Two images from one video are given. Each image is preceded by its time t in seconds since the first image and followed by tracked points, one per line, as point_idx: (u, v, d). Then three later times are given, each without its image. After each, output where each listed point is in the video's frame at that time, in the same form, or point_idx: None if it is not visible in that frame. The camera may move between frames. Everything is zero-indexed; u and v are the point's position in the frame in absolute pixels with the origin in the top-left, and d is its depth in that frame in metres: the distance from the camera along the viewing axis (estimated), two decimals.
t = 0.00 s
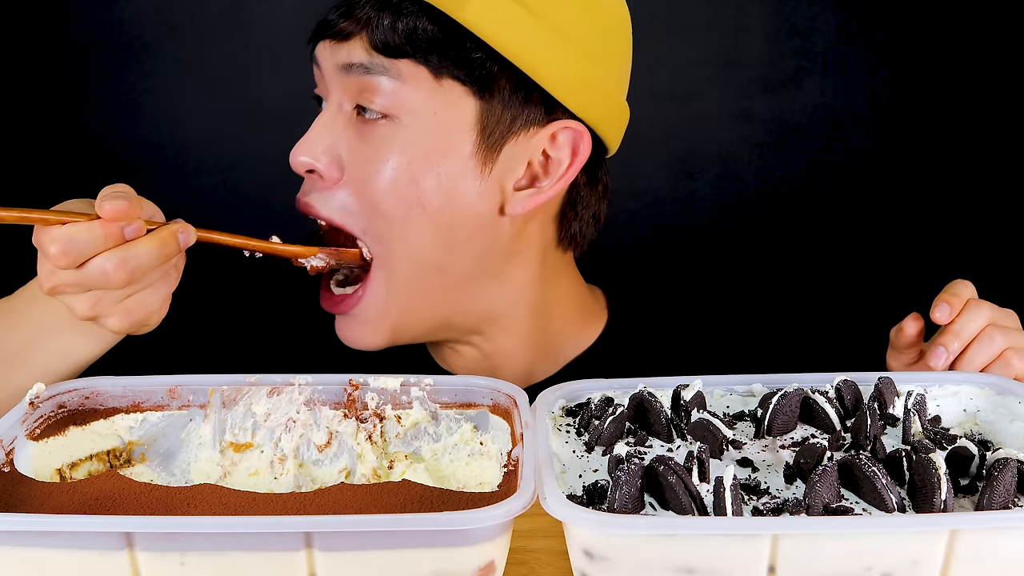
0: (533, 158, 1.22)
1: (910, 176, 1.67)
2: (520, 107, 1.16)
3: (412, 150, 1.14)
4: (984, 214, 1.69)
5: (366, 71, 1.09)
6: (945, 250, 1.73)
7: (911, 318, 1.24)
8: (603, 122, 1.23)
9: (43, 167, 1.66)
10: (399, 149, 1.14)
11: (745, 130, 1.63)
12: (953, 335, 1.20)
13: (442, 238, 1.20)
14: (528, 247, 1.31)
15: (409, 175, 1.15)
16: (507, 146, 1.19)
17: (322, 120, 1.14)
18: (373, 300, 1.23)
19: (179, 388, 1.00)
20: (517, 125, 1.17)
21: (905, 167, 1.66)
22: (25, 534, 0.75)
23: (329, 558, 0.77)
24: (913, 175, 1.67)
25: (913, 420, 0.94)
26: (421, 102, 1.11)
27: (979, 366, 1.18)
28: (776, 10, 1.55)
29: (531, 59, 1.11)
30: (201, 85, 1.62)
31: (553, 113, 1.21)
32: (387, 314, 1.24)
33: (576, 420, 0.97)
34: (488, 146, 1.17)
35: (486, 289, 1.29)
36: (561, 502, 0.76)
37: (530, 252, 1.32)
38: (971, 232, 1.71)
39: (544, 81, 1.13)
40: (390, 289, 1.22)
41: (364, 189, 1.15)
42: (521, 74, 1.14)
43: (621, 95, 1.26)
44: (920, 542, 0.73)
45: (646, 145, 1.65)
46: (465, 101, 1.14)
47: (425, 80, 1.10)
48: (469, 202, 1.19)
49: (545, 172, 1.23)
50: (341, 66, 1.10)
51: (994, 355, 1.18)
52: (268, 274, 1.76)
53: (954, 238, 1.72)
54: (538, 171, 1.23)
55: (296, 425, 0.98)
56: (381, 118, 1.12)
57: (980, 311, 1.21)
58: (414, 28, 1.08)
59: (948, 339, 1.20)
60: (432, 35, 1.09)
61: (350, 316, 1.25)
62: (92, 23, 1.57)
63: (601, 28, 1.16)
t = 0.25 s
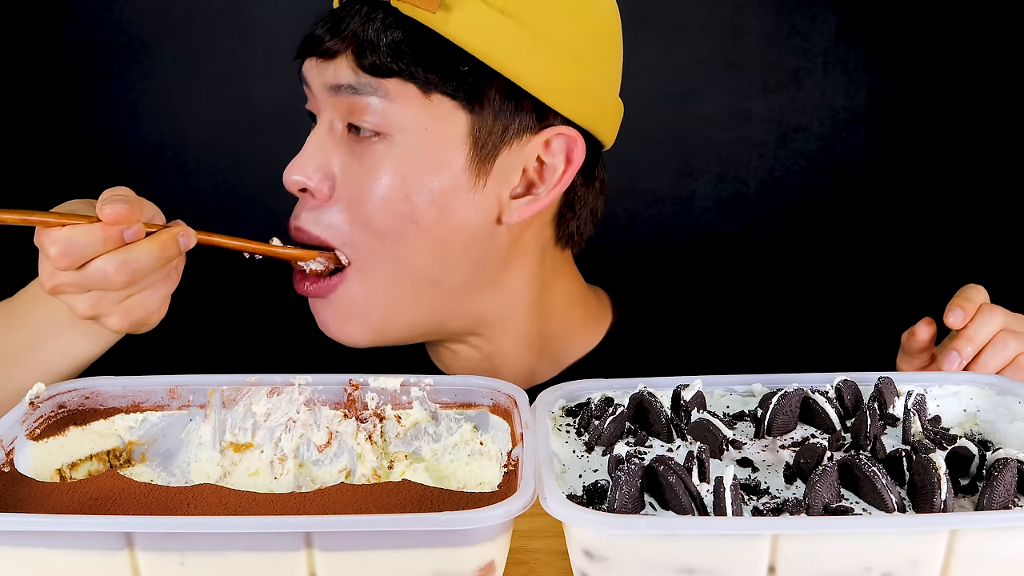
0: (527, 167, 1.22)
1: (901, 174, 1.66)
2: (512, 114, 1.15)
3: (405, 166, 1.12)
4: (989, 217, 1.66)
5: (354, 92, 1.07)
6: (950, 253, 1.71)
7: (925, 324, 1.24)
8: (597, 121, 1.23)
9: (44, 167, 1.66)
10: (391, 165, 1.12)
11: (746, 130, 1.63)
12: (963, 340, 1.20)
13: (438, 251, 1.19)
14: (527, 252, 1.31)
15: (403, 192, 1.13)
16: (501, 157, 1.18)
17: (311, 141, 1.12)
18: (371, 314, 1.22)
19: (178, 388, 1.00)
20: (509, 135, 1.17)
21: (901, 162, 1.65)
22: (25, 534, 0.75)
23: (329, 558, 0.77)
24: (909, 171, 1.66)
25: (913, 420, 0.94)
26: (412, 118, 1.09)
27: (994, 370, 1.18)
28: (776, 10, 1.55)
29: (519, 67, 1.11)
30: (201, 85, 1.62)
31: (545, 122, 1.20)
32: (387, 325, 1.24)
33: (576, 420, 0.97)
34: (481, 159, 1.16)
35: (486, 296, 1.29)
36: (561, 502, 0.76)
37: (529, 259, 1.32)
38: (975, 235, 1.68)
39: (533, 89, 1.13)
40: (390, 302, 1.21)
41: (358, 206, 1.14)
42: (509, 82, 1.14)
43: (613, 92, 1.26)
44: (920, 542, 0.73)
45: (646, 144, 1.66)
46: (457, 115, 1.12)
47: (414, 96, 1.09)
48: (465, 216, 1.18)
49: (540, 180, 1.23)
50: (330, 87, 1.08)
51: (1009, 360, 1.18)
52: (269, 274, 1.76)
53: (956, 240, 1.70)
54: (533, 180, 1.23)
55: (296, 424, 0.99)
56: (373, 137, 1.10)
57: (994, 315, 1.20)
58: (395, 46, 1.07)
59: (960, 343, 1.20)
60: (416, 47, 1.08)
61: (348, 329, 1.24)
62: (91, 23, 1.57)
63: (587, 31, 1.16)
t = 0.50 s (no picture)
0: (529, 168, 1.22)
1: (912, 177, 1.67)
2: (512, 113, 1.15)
3: (408, 176, 1.11)
4: (989, 216, 1.66)
5: (353, 107, 1.06)
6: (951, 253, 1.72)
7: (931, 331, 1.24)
8: (597, 115, 1.24)
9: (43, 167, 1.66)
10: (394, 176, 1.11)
11: (746, 130, 1.63)
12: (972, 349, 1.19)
13: (445, 254, 1.20)
14: (532, 249, 1.31)
15: (407, 200, 1.13)
16: (502, 161, 1.17)
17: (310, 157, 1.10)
18: (381, 318, 1.24)
19: (178, 388, 1.00)
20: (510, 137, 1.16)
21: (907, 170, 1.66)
22: (25, 534, 0.75)
23: (329, 558, 0.77)
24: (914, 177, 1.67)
25: (913, 420, 0.94)
26: (414, 127, 1.09)
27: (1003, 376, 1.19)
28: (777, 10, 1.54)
29: (518, 69, 1.11)
30: (201, 85, 1.61)
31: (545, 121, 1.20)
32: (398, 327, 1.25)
33: (576, 420, 0.97)
34: (484, 163, 1.16)
35: (493, 294, 1.31)
36: (561, 502, 0.76)
37: (535, 254, 1.32)
38: (974, 233, 1.69)
39: (532, 90, 1.13)
40: (399, 304, 1.23)
41: (364, 217, 1.14)
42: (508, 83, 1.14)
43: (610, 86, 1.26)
44: (920, 542, 0.73)
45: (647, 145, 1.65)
46: (457, 121, 1.12)
47: (414, 106, 1.08)
48: (470, 219, 1.18)
49: (542, 179, 1.23)
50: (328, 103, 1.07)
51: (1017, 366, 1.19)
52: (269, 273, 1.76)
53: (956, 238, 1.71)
54: (535, 180, 1.23)
55: (296, 424, 0.99)
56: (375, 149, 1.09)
57: (1004, 324, 1.21)
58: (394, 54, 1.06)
59: (970, 351, 1.20)
60: (412, 57, 1.07)
61: (360, 333, 1.26)
62: (90, 23, 1.55)
63: (580, 26, 1.16)
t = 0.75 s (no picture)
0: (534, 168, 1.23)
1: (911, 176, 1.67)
2: (517, 114, 1.16)
3: (415, 184, 1.13)
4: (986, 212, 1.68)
5: (356, 121, 1.06)
6: (947, 247, 1.73)
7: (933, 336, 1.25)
8: (597, 105, 1.24)
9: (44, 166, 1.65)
10: (401, 186, 1.13)
11: (746, 130, 1.62)
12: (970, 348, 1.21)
13: (456, 256, 1.23)
14: (540, 248, 1.34)
15: (417, 207, 1.15)
16: (507, 162, 1.19)
17: (315, 175, 1.10)
18: (397, 319, 1.27)
19: (179, 388, 1.00)
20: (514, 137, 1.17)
21: (908, 170, 1.66)
22: (25, 534, 0.75)
23: (329, 558, 0.77)
24: (915, 177, 1.67)
25: (913, 420, 0.94)
26: (419, 135, 1.09)
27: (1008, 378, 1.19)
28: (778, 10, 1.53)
29: (517, 69, 1.11)
30: (201, 85, 1.59)
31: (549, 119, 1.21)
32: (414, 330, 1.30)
33: (576, 420, 0.97)
34: (489, 166, 1.17)
35: (504, 293, 1.34)
36: (561, 502, 0.76)
37: (542, 251, 1.35)
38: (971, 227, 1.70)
39: (533, 89, 1.14)
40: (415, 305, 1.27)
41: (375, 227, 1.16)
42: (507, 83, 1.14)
43: (604, 71, 1.26)
44: (920, 542, 0.73)
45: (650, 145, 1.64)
46: (461, 125, 1.13)
47: (416, 113, 1.09)
48: (479, 221, 1.21)
49: (548, 176, 1.24)
50: (330, 118, 1.07)
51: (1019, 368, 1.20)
52: (269, 273, 1.76)
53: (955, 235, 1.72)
54: (541, 178, 1.24)
55: (296, 425, 0.99)
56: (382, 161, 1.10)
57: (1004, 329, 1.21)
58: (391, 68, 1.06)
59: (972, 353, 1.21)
60: (409, 65, 1.07)
61: (378, 335, 1.30)
62: (90, 23, 1.54)
63: (573, 20, 1.16)
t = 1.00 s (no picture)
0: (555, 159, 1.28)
1: (895, 175, 1.63)
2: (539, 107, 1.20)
3: (445, 177, 1.21)
4: (987, 214, 1.66)
5: (383, 119, 1.13)
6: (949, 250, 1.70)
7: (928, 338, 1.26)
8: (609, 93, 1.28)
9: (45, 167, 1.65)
10: (431, 181, 1.21)
11: (746, 130, 1.60)
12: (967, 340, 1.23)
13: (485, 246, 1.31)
14: (556, 242, 1.41)
15: (448, 199, 1.23)
16: (531, 154, 1.24)
17: (343, 173, 1.18)
18: (427, 311, 1.37)
19: (179, 388, 1.00)
20: (538, 127, 1.22)
21: (896, 165, 1.62)
22: (25, 534, 0.75)
23: (329, 558, 0.77)
24: (908, 172, 1.63)
25: (913, 420, 0.94)
26: (447, 130, 1.17)
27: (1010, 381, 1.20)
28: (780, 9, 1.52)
29: (539, 57, 1.15)
30: (197, 85, 1.58)
31: (568, 113, 1.24)
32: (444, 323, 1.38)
33: (576, 420, 0.97)
34: (514, 158, 1.23)
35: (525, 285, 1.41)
36: (561, 502, 0.76)
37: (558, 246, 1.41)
38: (973, 231, 1.68)
39: (554, 78, 1.17)
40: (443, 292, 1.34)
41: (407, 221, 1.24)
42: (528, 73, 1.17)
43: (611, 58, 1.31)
44: (920, 543, 0.73)
45: (651, 146, 1.63)
46: (487, 116, 1.19)
47: (442, 108, 1.15)
48: (507, 212, 1.28)
49: (570, 166, 1.30)
50: (359, 117, 1.13)
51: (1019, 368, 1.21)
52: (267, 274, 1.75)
53: (956, 238, 1.68)
54: (564, 168, 1.30)
55: (296, 424, 0.99)
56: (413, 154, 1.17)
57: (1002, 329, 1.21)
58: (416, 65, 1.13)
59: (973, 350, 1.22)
60: (430, 59, 1.13)
61: (411, 331, 1.40)
62: (91, 23, 1.54)
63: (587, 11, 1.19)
